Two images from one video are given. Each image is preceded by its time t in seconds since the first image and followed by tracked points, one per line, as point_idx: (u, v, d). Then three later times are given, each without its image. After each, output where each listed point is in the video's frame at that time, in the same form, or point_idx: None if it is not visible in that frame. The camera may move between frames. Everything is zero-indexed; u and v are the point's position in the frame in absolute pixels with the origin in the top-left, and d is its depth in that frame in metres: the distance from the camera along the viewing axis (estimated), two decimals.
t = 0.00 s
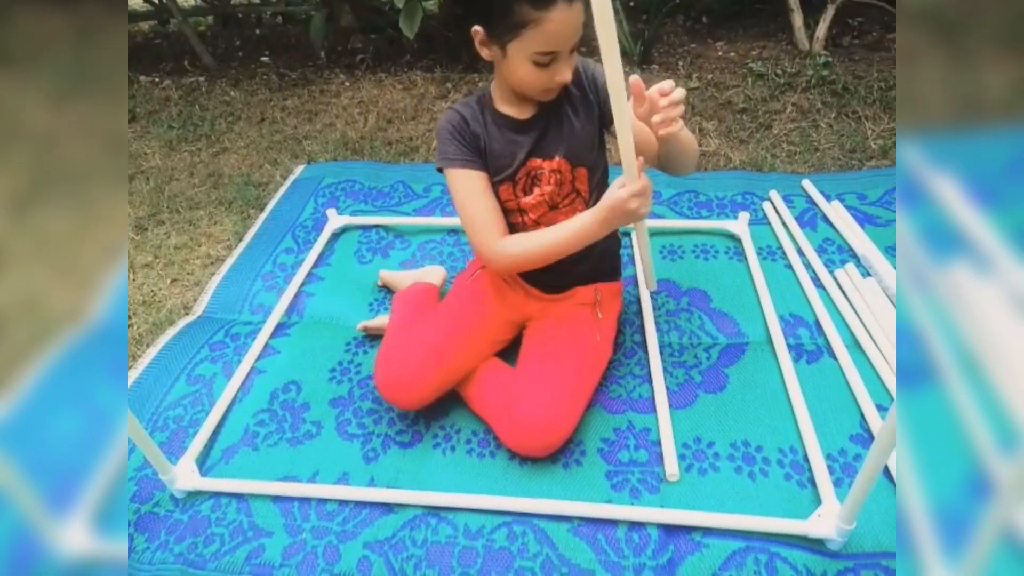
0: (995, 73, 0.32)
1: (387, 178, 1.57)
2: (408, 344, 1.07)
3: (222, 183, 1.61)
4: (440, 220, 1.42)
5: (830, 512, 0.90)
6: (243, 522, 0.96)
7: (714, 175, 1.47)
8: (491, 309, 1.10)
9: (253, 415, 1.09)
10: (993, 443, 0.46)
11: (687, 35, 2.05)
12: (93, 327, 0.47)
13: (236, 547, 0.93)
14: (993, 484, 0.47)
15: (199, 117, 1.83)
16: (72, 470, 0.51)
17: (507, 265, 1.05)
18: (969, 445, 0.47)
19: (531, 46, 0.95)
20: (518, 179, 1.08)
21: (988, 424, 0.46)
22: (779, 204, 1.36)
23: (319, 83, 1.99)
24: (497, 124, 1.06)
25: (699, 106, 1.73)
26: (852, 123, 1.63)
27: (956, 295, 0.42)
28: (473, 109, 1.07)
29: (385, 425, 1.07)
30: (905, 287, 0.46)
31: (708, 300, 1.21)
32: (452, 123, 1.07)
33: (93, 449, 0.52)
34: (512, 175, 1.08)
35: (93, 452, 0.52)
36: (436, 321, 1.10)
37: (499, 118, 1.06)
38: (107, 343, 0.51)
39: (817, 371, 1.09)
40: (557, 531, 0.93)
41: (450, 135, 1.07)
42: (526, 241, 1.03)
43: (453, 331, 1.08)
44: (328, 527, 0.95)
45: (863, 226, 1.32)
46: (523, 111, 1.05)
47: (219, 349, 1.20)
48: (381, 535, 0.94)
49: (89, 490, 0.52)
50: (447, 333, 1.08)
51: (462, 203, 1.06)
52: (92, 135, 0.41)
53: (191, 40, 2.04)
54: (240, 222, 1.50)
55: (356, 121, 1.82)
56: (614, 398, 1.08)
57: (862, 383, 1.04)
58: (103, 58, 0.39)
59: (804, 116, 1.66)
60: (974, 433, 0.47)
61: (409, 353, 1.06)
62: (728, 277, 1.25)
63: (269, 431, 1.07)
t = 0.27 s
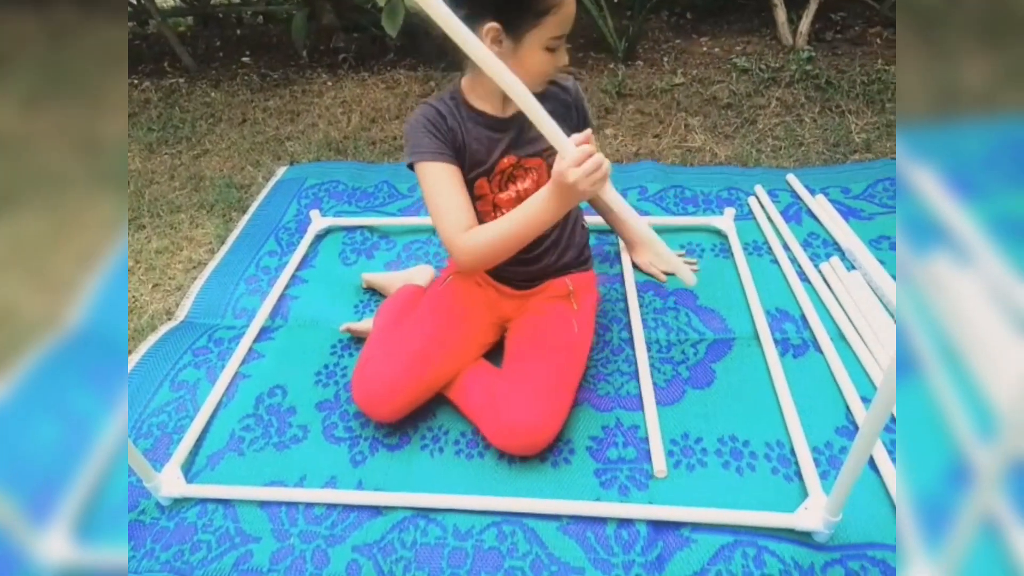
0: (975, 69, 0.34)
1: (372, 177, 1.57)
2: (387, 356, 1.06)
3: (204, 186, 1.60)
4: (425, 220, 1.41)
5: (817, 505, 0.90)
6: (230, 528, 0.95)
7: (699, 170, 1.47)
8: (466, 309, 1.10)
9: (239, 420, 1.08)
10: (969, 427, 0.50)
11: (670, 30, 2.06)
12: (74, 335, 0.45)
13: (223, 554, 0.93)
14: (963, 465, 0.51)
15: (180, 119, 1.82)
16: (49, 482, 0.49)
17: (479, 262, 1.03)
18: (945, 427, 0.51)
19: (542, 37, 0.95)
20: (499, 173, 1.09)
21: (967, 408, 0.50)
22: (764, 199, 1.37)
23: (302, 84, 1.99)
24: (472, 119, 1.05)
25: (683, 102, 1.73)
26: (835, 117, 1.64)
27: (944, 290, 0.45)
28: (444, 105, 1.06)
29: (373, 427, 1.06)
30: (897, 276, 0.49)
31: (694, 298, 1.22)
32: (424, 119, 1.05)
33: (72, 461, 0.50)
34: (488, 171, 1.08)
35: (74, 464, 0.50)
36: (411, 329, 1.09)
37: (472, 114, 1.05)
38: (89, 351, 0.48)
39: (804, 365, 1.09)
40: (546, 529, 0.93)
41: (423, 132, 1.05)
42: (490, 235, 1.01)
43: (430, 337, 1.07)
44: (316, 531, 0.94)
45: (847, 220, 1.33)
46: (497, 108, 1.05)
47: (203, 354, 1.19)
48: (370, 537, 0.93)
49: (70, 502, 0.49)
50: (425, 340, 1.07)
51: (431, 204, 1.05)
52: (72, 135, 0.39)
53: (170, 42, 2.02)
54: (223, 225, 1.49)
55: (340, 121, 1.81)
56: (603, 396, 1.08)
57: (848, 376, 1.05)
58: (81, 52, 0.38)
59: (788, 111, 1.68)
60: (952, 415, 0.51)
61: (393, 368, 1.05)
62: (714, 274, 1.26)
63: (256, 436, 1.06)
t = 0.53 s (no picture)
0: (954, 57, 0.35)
1: (362, 178, 1.57)
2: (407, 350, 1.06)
3: (193, 189, 1.59)
4: (415, 220, 1.41)
5: (807, 497, 0.90)
6: (222, 532, 0.95)
7: (688, 166, 1.48)
8: (463, 290, 1.12)
9: (229, 424, 1.08)
10: (958, 423, 0.50)
11: (659, 26, 2.06)
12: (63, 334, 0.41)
13: (215, 558, 0.92)
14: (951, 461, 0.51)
15: (168, 122, 1.82)
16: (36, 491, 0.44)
17: (508, 235, 1.07)
18: (937, 425, 0.52)
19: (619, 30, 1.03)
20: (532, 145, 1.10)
21: (957, 403, 0.50)
22: (754, 195, 1.38)
23: (291, 85, 1.98)
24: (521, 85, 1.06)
25: (672, 98, 1.74)
26: (823, 113, 1.66)
27: (933, 279, 0.47)
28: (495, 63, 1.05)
29: (365, 429, 1.06)
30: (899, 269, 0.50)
31: (685, 293, 1.22)
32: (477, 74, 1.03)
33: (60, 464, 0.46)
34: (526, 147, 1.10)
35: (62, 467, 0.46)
36: (417, 322, 1.09)
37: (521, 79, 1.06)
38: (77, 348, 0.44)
39: (794, 359, 1.10)
40: (539, 527, 0.93)
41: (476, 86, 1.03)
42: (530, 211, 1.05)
43: (445, 322, 1.08)
44: (308, 533, 0.94)
45: (836, 214, 1.33)
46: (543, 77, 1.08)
47: (193, 357, 1.19)
48: (362, 538, 0.93)
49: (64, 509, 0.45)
50: (439, 330, 1.07)
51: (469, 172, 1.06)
52: (62, 139, 0.36)
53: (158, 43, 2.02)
54: (212, 227, 1.49)
55: (329, 122, 1.81)
56: (595, 392, 1.08)
57: (837, 369, 1.06)
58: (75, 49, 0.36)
59: (776, 107, 1.69)
60: (942, 411, 0.51)
61: (419, 360, 1.04)
62: (704, 270, 1.26)
63: (247, 439, 1.06)
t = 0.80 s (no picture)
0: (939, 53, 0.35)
1: (351, 179, 1.57)
2: (431, 343, 1.07)
3: (182, 192, 1.59)
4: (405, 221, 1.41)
5: (798, 493, 0.90)
6: (214, 538, 0.95)
7: (677, 165, 1.48)
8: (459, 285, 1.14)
9: (220, 429, 1.07)
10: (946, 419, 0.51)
11: (648, 25, 2.06)
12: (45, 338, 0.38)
13: (206, 565, 0.92)
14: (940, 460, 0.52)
15: (156, 124, 1.81)
16: (18, 501, 0.41)
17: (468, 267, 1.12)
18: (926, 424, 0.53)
19: (574, 55, 1.00)
20: (502, 175, 1.14)
21: (944, 402, 0.51)
22: (743, 192, 1.38)
23: (279, 86, 1.98)
24: (484, 122, 1.08)
25: (661, 97, 1.74)
26: (811, 110, 1.66)
27: (926, 274, 0.47)
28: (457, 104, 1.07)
29: (356, 431, 1.06)
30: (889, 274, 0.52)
31: (675, 290, 1.23)
32: (438, 125, 1.07)
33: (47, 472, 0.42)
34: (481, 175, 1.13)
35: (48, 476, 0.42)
36: (425, 321, 1.10)
37: (483, 116, 1.08)
38: (60, 349, 0.40)
39: (783, 355, 1.10)
40: (532, 527, 0.93)
41: (438, 139, 1.07)
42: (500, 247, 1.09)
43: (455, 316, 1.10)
44: (301, 538, 0.94)
45: (824, 210, 1.34)
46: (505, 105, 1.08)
47: (182, 362, 1.19)
48: (355, 542, 0.93)
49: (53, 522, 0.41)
50: (454, 324, 1.09)
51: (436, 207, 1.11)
52: (43, 143, 0.33)
53: (144, 46, 2.01)
54: (201, 230, 1.49)
55: (318, 123, 1.81)
56: (586, 391, 1.08)
57: (827, 364, 1.06)
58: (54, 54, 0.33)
59: (764, 105, 1.69)
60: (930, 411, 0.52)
61: (447, 346, 1.07)
62: (694, 268, 1.27)
63: (237, 444, 1.06)
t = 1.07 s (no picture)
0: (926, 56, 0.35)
1: (347, 180, 1.57)
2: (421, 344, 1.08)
3: (177, 193, 1.59)
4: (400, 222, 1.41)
5: (792, 495, 0.90)
6: (206, 541, 0.94)
7: (672, 167, 1.48)
8: (453, 289, 1.15)
9: (213, 431, 1.07)
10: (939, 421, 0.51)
11: (644, 27, 2.07)
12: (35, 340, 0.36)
13: (198, 568, 0.92)
14: (929, 461, 0.53)
15: (151, 125, 1.81)
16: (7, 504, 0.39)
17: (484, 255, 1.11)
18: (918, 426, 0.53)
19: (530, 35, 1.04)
20: (487, 158, 1.16)
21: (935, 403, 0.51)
22: (738, 194, 1.39)
23: (275, 87, 1.98)
24: (463, 107, 1.09)
25: (657, 99, 1.75)
26: (806, 112, 1.66)
27: (922, 282, 0.48)
28: (438, 91, 1.08)
29: (350, 434, 1.05)
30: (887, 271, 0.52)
31: (670, 292, 1.23)
32: (429, 111, 1.06)
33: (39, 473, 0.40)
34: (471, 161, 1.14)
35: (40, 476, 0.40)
36: (418, 323, 1.10)
37: (462, 101, 1.09)
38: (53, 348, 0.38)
39: (777, 357, 1.10)
40: (525, 529, 0.93)
41: (433, 124, 1.06)
42: (502, 233, 1.09)
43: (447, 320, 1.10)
44: (293, 541, 0.94)
45: (819, 213, 1.34)
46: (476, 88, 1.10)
47: (175, 363, 1.18)
48: (348, 545, 0.93)
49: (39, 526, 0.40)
50: (447, 326, 1.10)
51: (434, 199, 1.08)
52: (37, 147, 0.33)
53: (140, 46, 2.01)
54: (196, 231, 1.48)
55: (314, 124, 1.81)
56: (581, 394, 1.08)
57: (821, 367, 1.06)
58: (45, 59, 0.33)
59: (760, 107, 1.70)
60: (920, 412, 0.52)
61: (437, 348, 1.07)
62: (689, 269, 1.27)
63: (230, 447, 1.05)
